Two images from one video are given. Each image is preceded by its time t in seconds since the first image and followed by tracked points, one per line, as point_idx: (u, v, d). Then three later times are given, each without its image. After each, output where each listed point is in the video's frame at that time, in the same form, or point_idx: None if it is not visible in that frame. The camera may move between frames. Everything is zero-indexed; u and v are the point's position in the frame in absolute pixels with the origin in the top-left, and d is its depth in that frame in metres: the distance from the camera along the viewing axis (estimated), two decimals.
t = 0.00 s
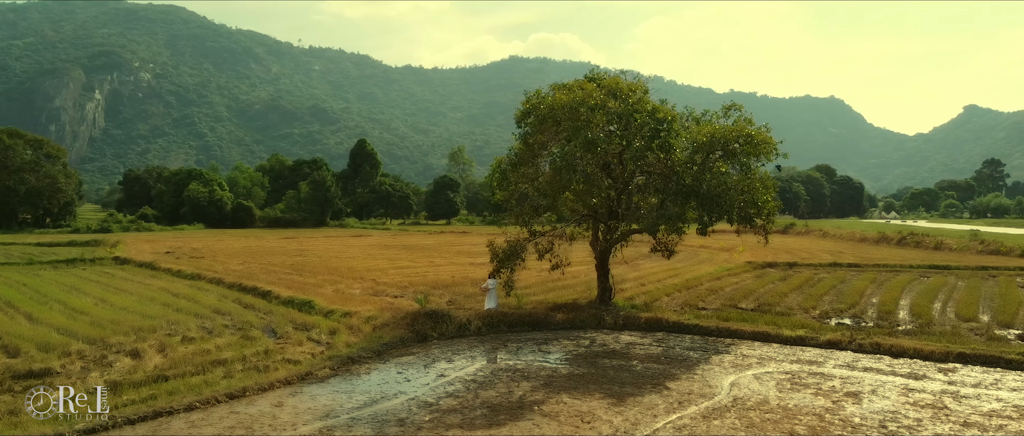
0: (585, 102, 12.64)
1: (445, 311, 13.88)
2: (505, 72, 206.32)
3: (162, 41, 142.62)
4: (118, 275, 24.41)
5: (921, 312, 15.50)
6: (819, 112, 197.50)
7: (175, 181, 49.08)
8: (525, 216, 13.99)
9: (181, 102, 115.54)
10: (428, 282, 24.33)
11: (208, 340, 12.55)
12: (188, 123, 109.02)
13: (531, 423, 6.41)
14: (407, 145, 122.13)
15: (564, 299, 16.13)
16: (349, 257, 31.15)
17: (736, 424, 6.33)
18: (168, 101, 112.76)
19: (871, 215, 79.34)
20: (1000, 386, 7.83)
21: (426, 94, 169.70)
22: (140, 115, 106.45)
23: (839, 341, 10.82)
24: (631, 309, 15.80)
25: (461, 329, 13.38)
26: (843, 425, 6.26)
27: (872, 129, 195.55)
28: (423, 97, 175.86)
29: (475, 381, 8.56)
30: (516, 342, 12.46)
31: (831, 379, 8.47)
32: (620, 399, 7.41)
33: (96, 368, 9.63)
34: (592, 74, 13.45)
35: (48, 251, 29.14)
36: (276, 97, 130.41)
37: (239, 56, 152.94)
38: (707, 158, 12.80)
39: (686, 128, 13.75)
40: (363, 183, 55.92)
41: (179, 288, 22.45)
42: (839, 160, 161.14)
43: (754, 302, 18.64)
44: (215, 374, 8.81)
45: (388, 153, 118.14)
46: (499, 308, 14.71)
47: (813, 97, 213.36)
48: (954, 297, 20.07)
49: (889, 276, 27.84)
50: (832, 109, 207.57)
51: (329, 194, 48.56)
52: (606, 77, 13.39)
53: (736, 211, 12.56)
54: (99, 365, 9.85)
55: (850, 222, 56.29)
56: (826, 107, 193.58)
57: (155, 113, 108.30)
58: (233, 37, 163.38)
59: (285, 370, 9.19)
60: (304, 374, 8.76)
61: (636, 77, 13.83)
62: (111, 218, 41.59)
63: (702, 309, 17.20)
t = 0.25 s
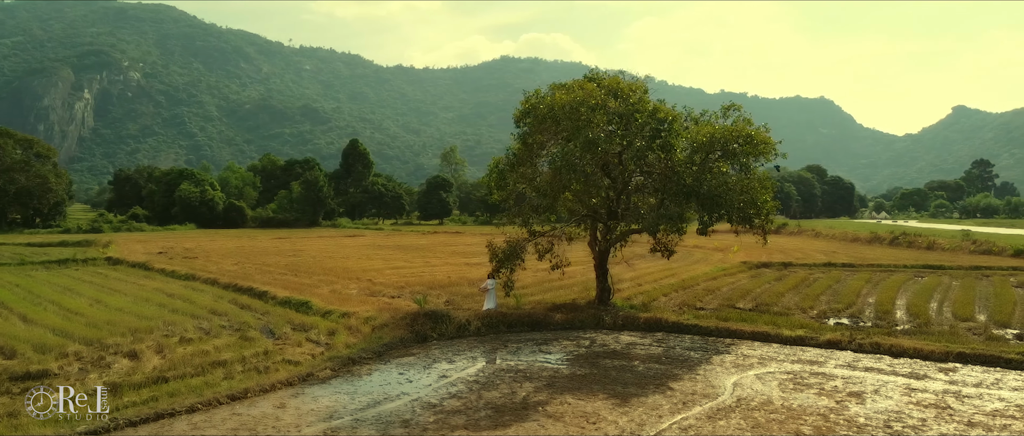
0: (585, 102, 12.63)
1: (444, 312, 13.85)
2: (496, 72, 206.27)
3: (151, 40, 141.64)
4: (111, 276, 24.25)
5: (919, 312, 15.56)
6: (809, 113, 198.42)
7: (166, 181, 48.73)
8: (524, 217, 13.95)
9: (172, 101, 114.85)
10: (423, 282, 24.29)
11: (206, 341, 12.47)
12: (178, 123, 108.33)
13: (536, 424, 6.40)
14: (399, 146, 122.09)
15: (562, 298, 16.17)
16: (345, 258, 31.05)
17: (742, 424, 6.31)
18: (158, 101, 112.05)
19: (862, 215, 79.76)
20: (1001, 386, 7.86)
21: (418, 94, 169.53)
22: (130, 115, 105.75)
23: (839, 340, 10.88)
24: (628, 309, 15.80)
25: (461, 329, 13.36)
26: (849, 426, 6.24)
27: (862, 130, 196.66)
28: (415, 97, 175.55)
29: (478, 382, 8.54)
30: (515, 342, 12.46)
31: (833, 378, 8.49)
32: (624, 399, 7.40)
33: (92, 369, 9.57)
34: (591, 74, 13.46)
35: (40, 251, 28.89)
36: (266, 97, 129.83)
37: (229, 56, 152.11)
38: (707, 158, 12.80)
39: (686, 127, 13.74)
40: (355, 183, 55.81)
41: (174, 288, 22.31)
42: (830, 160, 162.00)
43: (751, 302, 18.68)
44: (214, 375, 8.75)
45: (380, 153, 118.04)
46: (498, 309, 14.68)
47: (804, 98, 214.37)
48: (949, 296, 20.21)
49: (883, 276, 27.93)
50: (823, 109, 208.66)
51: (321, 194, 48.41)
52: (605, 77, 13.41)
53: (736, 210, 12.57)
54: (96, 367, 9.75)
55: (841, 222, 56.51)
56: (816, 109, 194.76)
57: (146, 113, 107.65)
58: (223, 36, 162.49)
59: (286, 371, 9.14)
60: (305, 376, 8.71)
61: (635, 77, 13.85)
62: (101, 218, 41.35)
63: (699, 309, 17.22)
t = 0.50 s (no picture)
0: (586, 101, 12.63)
1: (444, 312, 13.82)
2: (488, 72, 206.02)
3: (141, 39, 140.54)
4: (105, 276, 24.09)
5: (917, 311, 15.59)
6: (800, 113, 199.35)
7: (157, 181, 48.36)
8: (524, 217, 13.95)
9: (162, 100, 114.08)
10: (420, 283, 24.26)
11: (204, 342, 12.39)
12: (167, 122, 107.59)
13: (542, 425, 6.38)
14: (391, 146, 122.01)
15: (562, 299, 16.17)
16: (341, 258, 30.95)
17: (747, 424, 6.32)
18: (148, 100, 111.28)
19: (853, 215, 80.12)
20: (1002, 385, 7.89)
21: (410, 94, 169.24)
22: (120, 114, 104.96)
23: (838, 340, 10.90)
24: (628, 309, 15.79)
25: (461, 330, 13.31)
26: (853, 426, 6.26)
27: (852, 130, 197.76)
28: (406, 98, 175.28)
29: (480, 383, 8.51)
30: (516, 343, 12.44)
31: (836, 378, 8.50)
32: (628, 399, 7.39)
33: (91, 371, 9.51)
34: (590, 74, 13.44)
35: (31, 252, 28.64)
36: (257, 96, 129.14)
37: (219, 55, 151.19)
38: (707, 158, 12.82)
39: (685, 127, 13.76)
40: (348, 182, 55.67)
41: (169, 289, 22.17)
42: (821, 160, 162.78)
43: (748, 302, 18.72)
44: (215, 376, 8.71)
45: (371, 152, 117.84)
46: (498, 309, 14.65)
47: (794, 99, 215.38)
48: (945, 296, 20.32)
49: (878, 276, 28.05)
50: (813, 110, 209.58)
51: (314, 194, 48.25)
52: (605, 77, 13.43)
53: (737, 209, 12.59)
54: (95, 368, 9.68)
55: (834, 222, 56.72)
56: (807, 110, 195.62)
57: (135, 112, 106.86)
58: (214, 35, 161.47)
59: (286, 372, 9.08)
60: (307, 376, 8.67)
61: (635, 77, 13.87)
62: (92, 218, 41.02)
63: (698, 309, 17.23)
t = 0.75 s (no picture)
0: (587, 101, 12.63)
1: (443, 313, 13.79)
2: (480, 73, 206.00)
3: (130, 38, 139.43)
4: (99, 276, 23.93)
5: (915, 311, 15.61)
6: (792, 114, 200.11)
7: (147, 180, 47.60)
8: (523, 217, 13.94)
9: (151, 100, 113.24)
10: (416, 283, 24.22)
11: (202, 343, 12.30)
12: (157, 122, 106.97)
13: (547, 426, 6.36)
14: (382, 146, 121.94)
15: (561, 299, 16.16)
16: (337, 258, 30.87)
17: (752, 425, 6.32)
18: (137, 100, 110.44)
19: (843, 215, 80.50)
20: (1003, 385, 7.93)
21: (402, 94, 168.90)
22: (109, 114, 104.08)
23: (838, 340, 10.93)
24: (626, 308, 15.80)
25: (460, 330, 13.29)
26: (857, 426, 6.27)
27: (842, 131, 198.75)
28: (397, 98, 175.08)
29: (483, 383, 8.50)
30: (516, 343, 12.42)
31: (839, 378, 8.52)
32: (632, 399, 7.38)
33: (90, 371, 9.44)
34: (589, 74, 13.42)
35: (22, 252, 28.40)
36: (247, 96, 128.51)
37: (209, 54, 150.21)
38: (707, 158, 12.83)
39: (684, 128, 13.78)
40: (340, 182, 55.59)
41: (164, 289, 22.04)
42: (812, 159, 163.68)
43: (746, 302, 18.75)
44: (215, 377, 8.66)
45: (364, 152, 117.64)
46: (497, 310, 14.65)
47: (785, 100, 216.29)
48: (941, 295, 20.46)
49: (874, 276, 28.14)
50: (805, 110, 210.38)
51: (306, 194, 48.06)
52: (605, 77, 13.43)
53: (737, 209, 12.60)
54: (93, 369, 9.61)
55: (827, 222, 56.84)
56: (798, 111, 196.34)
57: (124, 112, 105.97)
58: (204, 34, 160.40)
59: (287, 373, 9.02)
60: (309, 377, 8.63)
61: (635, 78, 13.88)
62: (82, 218, 40.68)
63: (697, 309, 17.24)
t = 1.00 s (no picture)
0: (588, 100, 12.63)
1: (443, 313, 13.76)
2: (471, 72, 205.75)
3: (119, 37, 138.15)
4: (92, 277, 23.76)
5: (913, 311, 15.64)
6: (783, 114, 200.93)
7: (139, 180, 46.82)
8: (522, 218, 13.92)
9: (141, 99, 112.43)
10: (413, 283, 24.15)
11: (200, 344, 12.20)
12: (146, 121, 106.24)
13: (553, 427, 6.35)
14: (373, 146, 121.94)
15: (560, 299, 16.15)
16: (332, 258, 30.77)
17: (757, 425, 6.32)
18: (126, 99, 109.56)
19: (834, 214, 80.86)
20: (1005, 384, 7.96)
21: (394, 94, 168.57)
22: (98, 113, 103.17)
23: (838, 340, 10.95)
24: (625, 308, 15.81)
25: (460, 331, 13.27)
26: (863, 426, 6.27)
27: (832, 132, 199.90)
28: (389, 98, 174.67)
29: (485, 384, 8.47)
30: (517, 343, 12.41)
31: (841, 378, 8.53)
32: (637, 400, 7.37)
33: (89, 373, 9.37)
34: (588, 74, 13.43)
35: (13, 253, 28.15)
36: (238, 95, 127.87)
37: (199, 53, 149.21)
38: (706, 158, 12.85)
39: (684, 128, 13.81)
40: (332, 182, 55.48)
41: (159, 290, 21.89)
42: (803, 159, 164.35)
43: (743, 302, 18.77)
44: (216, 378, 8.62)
45: (357, 152, 117.47)
46: (496, 310, 14.63)
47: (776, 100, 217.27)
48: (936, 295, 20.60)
49: (869, 275, 28.25)
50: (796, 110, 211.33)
51: (298, 193, 48.28)
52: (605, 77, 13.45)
53: (737, 208, 12.62)
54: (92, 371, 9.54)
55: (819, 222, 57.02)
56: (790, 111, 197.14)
57: (114, 111, 105.10)
58: (194, 33, 159.29)
59: (289, 374, 8.97)
60: (311, 378, 8.58)
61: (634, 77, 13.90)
62: (72, 218, 40.31)
63: (695, 308, 17.22)
